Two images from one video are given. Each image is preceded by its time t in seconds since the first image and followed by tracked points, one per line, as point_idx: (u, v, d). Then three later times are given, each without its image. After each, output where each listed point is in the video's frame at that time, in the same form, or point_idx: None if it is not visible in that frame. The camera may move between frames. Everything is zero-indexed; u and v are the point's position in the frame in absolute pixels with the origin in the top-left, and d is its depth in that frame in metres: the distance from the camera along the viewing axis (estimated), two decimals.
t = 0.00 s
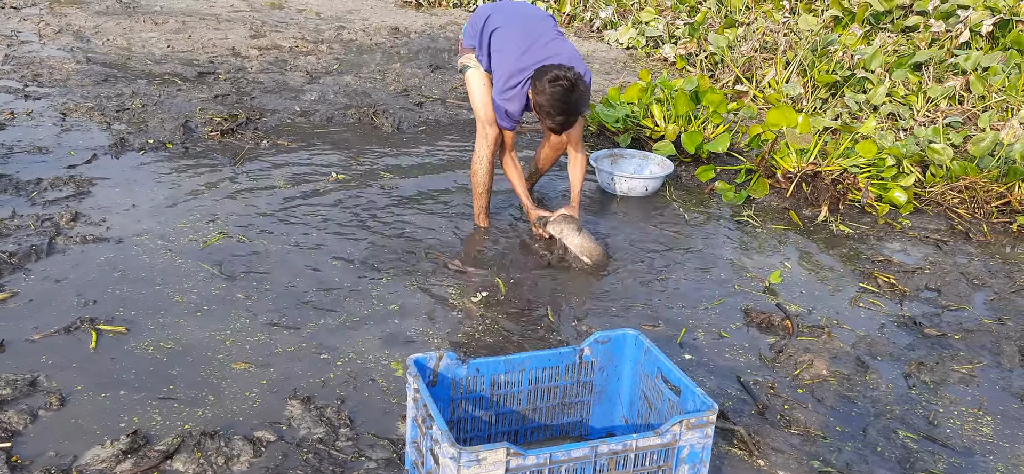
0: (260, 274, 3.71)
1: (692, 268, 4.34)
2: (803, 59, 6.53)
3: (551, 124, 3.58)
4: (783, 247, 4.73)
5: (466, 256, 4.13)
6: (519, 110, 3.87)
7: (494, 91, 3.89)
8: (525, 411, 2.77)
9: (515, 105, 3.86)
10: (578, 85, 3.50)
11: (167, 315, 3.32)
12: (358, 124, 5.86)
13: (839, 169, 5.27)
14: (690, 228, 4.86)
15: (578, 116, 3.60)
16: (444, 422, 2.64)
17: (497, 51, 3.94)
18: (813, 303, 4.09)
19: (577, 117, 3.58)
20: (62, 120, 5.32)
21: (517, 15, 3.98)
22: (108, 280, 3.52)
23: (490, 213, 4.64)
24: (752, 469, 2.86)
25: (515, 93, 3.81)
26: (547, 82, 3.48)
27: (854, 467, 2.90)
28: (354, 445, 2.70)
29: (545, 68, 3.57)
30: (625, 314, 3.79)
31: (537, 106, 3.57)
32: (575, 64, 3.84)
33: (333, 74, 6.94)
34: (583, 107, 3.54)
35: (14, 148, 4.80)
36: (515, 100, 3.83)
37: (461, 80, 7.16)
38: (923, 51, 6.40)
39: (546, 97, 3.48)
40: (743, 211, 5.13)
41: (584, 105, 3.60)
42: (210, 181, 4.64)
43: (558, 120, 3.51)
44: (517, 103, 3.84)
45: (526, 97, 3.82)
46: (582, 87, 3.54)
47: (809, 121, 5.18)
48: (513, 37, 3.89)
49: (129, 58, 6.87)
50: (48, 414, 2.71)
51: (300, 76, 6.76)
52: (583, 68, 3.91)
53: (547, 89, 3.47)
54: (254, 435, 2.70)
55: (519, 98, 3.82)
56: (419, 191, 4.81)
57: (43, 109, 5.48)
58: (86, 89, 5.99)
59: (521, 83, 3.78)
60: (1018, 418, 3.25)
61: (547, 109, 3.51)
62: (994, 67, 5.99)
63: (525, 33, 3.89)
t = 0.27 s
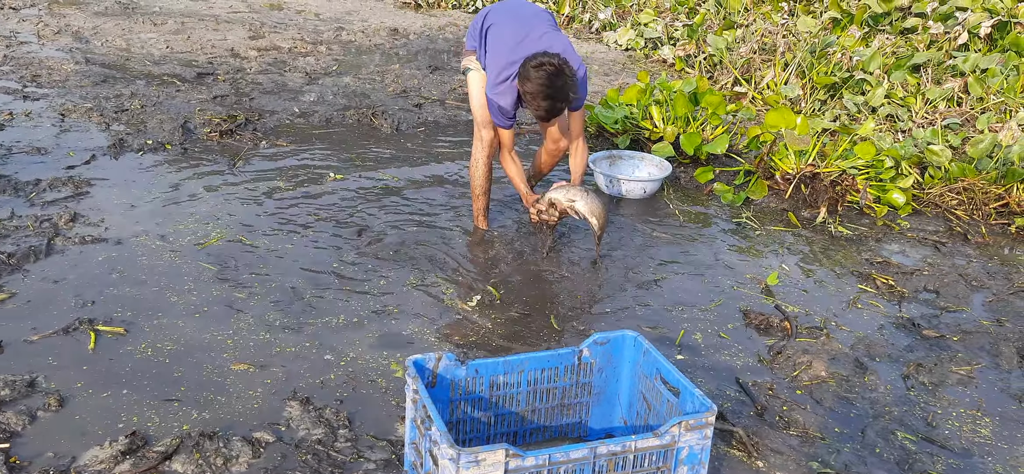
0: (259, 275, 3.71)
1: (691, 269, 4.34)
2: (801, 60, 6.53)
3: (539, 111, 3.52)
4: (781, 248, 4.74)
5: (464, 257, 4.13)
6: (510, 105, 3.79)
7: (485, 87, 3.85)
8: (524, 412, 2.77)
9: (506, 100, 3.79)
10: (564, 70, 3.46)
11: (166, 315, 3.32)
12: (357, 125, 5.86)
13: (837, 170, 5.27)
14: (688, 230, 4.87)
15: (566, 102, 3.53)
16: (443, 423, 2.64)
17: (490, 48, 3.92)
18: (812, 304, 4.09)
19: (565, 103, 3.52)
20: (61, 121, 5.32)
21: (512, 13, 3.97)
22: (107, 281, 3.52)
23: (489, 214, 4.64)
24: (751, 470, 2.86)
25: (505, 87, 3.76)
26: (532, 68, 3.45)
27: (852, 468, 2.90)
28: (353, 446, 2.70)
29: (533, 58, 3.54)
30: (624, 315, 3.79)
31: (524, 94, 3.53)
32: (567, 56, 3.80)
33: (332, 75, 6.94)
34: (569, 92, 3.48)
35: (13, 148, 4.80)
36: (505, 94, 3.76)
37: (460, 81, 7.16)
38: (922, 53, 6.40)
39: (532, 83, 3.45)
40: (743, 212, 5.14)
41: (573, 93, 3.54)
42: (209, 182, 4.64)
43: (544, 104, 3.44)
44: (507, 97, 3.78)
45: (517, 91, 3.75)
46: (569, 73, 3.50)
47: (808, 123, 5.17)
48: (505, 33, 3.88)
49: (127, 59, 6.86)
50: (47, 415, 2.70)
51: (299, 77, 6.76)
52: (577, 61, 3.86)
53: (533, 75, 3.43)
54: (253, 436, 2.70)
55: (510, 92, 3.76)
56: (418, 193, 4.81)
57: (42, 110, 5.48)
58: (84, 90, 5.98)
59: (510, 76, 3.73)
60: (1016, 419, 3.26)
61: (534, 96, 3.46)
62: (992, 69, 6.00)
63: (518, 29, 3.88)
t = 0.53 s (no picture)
0: (258, 277, 3.71)
1: (690, 272, 4.35)
2: (800, 63, 6.51)
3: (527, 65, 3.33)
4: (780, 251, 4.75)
5: (463, 259, 4.13)
6: (500, 71, 3.68)
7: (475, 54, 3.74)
8: (522, 415, 2.77)
9: (497, 65, 3.68)
10: (551, 20, 3.32)
11: (166, 318, 3.32)
12: (356, 127, 5.86)
13: (836, 173, 5.28)
14: (687, 232, 4.87)
15: (557, 54, 3.34)
16: (442, 425, 2.64)
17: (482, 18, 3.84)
18: (810, 307, 4.10)
19: (555, 54, 3.33)
20: (60, 123, 5.31)
21: None
22: (106, 283, 3.52)
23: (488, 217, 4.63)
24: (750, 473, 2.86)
25: (495, 52, 3.65)
26: (519, 19, 3.32)
27: (851, 471, 2.91)
28: (352, 448, 2.70)
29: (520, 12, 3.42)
30: (623, 318, 3.79)
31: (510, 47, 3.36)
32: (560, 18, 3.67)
33: (331, 77, 6.94)
34: (559, 42, 3.30)
35: (12, 150, 4.80)
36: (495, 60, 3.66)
37: (459, 83, 7.17)
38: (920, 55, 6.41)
39: (519, 33, 3.30)
40: (741, 215, 5.14)
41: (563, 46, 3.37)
42: (208, 184, 4.64)
43: (531, 51, 3.25)
44: (497, 64, 3.68)
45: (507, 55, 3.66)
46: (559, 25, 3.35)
47: (807, 126, 5.18)
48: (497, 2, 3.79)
49: (127, 61, 6.86)
50: (46, 417, 2.70)
51: (299, 79, 6.76)
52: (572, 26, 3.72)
53: (518, 25, 3.30)
54: (252, 439, 2.69)
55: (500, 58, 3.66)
56: (417, 195, 4.81)
57: (41, 111, 5.47)
58: (84, 92, 5.98)
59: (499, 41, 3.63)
60: (1014, 422, 3.26)
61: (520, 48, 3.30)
62: (990, 73, 6.02)
63: None
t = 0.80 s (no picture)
0: (256, 281, 3.71)
1: (688, 276, 4.36)
2: (797, 68, 6.55)
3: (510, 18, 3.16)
4: (777, 255, 4.76)
5: (461, 263, 4.14)
6: (483, 41, 3.54)
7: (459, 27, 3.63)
8: (520, 419, 2.77)
9: (482, 35, 3.53)
10: None
11: (164, 321, 3.32)
12: (354, 130, 5.87)
13: (833, 177, 5.32)
14: (684, 236, 4.88)
15: (541, 7, 3.19)
16: (440, 429, 2.65)
17: None
18: (807, 312, 4.10)
19: (539, 7, 3.18)
20: (59, 126, 5.31)
21: None
22: (104, 287, 3.52)
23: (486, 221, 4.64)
24: None
25: (478, 21, 3.53)
26: None
27: None
28: (350, 453, 2.70)
29: None
30: (621, 322, 3.80)
31: None
32: None
33: (330, 80, 6.95)
34: None
35: (10, 154, 4.80)
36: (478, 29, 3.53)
37: (458, 87, 7.18)
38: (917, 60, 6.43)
39: None
40: (739, 220, 5.15)
41: None
42: (207, 188, 4.64)
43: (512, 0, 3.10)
44: (480, 33, 3.54)
45: (492, 23, 3.50)
46: None
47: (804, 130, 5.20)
48: None
49: (126, 64, 6.86)
50: (44, 421, 2.70)
51: (297, 82, 6.77)
52: None
53: None
54: (250, 443, 2.70)
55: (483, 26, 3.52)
56: (416, 199, 4.81)
57: (40, 115, 5.47)
58: (82, 95, 5.98)
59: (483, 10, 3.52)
60: (1010, 427, 3.27)
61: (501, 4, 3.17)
62: (987, 77, 6.04)
63: None
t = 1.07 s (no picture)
0: (253, 285, 3.71)
1: (685, 281, 4.36)
2: (794, 72, 6.56)
3: (518, 19, 3.15)
4: (774, 259, 4.77)
5: (459, 267, 4.14)
6: (494, 47, 3.53)
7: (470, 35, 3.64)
8: (517, 424, 2.77)
9: (493, 41, 3.53)
10: None
11: (161, 326, 3.32)
12: (352, 135, 5.87)
13: (830, 181, 5.35)
14: (682, 241, 4.89)
15: (551, 10, 3.18)
16: (437, 434, 2.65)
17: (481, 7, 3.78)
18: (804, 316, 4.11)
19: (548, 9, 3.16)
20: (56, 131, 5.31)
21: None
22: (101, 291, 3.51)
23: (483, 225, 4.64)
24: None
25: (489, 26, 3.53)
26: None
27: None
28: (347, 457, 2.70)
29: None
30: (618, 327, 3.80)
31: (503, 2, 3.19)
32: None
33: (328, 85, 6.96)
34: None
35: (8, 158, 4.79)
36: (489, 34, 3.53)
37: (455, 91, 7.19)
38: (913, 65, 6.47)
39: None
40: (736, 224, 5.15)
41: None
42: (204, 192, 4.64)
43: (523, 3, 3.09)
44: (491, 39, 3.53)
45: (503, 29, 3.49)
46: None
47: (801, 135, 5.24)
48: None
49: (123, 69, 6.86)
50: (41, 426, 2.70)
51: (295, 87, 6.77)
52: (573, 1, 3.57)
53: None
54: (247, 448, 2.69)
55: (494, 32, 3.51)
56: (413, 203, 4.81)
57: (37, 119, 5.47)
58: (80, 99, 5.98)
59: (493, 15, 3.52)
60: (1007, 431, 3.28)
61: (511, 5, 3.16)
62: (983, 82, 6.05)
63: None
